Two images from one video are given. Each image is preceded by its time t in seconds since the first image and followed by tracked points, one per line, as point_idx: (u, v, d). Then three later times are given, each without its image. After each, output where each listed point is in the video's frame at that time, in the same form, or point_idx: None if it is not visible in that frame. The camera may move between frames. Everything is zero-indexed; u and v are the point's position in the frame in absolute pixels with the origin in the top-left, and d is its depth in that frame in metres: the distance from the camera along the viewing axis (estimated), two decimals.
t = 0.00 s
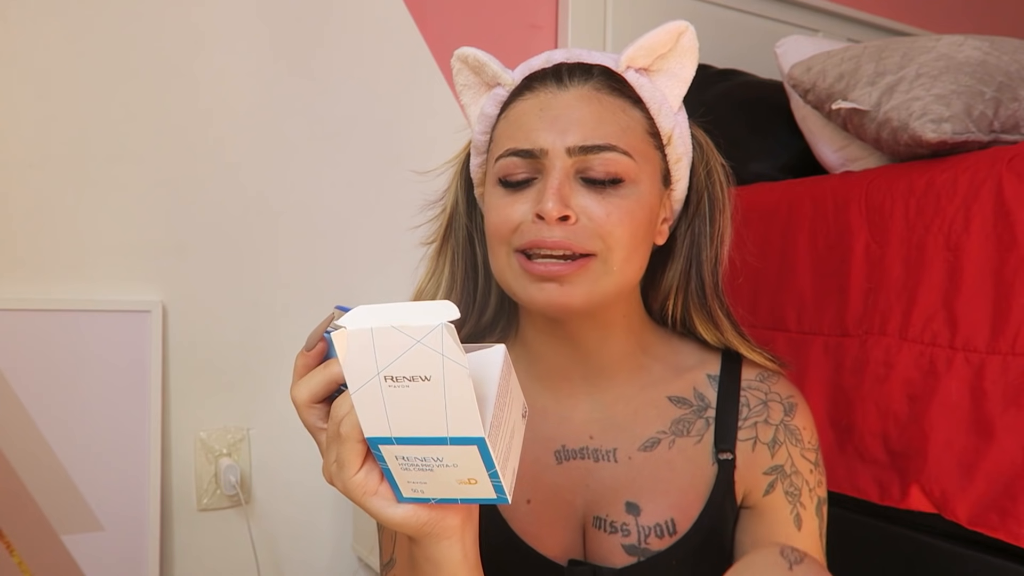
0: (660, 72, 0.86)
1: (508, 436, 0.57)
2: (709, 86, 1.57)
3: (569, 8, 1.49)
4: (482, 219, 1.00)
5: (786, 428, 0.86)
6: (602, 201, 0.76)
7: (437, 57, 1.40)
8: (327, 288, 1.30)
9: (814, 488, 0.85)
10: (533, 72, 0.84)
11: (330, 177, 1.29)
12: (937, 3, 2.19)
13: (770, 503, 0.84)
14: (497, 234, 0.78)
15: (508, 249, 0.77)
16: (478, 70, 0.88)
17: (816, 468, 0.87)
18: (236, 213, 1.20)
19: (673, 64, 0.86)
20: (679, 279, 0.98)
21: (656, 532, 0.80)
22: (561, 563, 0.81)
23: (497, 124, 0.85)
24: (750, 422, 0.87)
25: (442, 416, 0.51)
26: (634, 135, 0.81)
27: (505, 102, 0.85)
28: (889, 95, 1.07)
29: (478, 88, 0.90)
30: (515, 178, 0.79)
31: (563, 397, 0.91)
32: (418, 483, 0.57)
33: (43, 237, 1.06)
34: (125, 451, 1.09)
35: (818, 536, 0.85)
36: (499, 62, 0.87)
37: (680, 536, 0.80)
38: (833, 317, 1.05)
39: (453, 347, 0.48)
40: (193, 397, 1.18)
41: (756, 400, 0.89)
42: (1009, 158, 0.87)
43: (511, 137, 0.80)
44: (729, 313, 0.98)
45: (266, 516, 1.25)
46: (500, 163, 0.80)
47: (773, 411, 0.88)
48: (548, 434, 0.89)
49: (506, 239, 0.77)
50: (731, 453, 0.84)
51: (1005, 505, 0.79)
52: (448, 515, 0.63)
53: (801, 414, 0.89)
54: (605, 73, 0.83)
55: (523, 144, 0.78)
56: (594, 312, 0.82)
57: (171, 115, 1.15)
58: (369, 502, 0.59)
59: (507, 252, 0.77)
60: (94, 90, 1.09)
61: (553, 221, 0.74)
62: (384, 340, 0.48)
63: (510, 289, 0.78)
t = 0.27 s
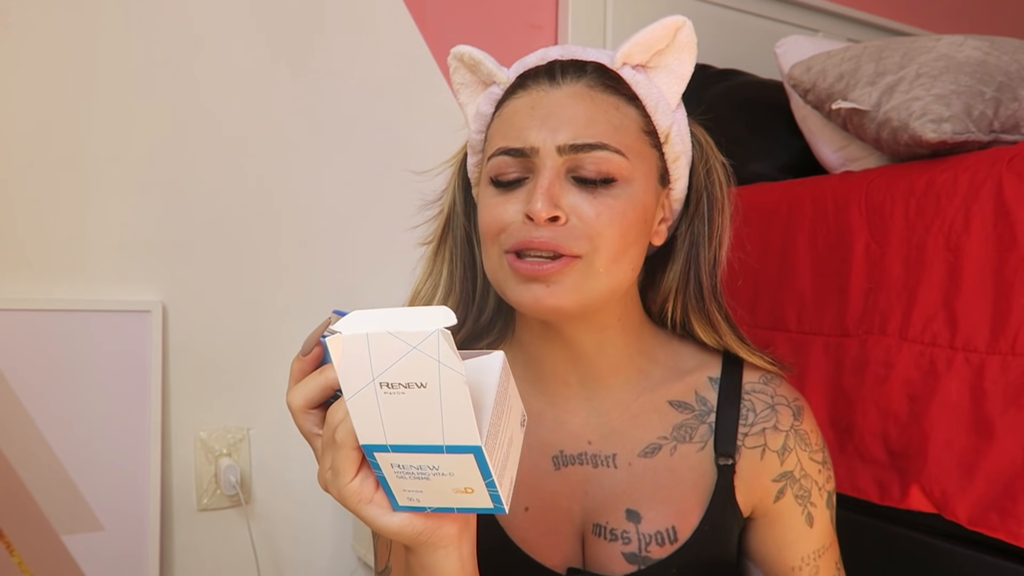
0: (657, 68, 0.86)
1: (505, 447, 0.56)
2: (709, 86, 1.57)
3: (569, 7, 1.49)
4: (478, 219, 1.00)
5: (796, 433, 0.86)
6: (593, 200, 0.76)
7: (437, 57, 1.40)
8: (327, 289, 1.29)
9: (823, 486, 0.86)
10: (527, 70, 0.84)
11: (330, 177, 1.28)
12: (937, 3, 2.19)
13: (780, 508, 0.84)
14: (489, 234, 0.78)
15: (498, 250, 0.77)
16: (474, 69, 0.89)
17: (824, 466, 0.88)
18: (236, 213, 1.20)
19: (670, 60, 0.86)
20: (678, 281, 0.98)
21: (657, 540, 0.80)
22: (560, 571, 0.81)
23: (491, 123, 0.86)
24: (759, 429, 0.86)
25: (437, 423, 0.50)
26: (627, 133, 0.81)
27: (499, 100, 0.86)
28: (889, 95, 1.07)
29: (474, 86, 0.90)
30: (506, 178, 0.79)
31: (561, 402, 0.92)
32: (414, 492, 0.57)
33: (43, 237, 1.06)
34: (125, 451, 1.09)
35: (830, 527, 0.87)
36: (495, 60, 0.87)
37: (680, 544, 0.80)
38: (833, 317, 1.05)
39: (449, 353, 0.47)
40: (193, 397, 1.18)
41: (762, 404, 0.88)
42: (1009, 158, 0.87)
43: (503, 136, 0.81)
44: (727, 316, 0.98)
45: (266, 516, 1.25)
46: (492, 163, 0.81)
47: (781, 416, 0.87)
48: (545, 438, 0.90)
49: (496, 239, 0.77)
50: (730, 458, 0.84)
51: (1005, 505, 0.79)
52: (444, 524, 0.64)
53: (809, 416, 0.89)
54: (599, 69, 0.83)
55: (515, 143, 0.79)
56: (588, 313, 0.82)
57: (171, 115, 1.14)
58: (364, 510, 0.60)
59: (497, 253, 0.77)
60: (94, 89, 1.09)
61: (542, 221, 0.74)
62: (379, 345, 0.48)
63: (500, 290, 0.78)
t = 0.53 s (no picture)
0: (661, 68, 0.86)
1: (521, 455, 0.56)
2: (709, 86, 1.57)
3: (569, 7, 1.49)
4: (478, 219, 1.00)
5: (799, 429, 0.87)
6: (598, 210, 0.76)
7: (437, 57, 1.40)
8: (327, 289, 1.29)
9: (823, 482, 0.86)
10: (527, 71, 0.84)
11: (330, 177, 1.28)
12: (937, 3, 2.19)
13: (782, 505, 0.84)
14: (493, 242, 0.78)
15: (504, 261, 0.77)
16: (471, 67, 0.88)
17: (825, 462, 0.88)
18: (236, 213, 1.20)
19: (674, 59, 0.85)
20: (682, 281, 0.98)
21: (664, 539, 0.81)
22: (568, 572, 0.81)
23: (490, 126, 0.86)
24: (762, 424, 0.87)
25: (455, 434, 0.50)
26: (631, 138, 0.80)
27: (499, 101, 0.85)
28: (889, 95, 1.07)
29: (473, 85, 0.90)
30: (509, 185, 0.79)
31: (563, 403, 0.92)
32: (430, 503, 0.57)
33: (43, 237, 1.06)
34: (126, 451, 1.09)
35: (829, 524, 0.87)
36: (492, 59, 0.86)
37: (687, 542, 0.81)
38: (833, 317, 1.05)
39: (469, 367, 0.48)
40: (193, 397, 1.18)
41: (766, 401, 0.89)
42: (1009, 158, 0.87)
43: (506, 141, 0.80)
44: (732, 317, 0.98)
45: (266, 516, 1.25)
46: (495, 169, 0.81)
47: (784, 412, 0.87)
48: (549, 442, 0.90)
49: (501, 249, 0.77)
50: (733, 455, 0.84)
51: (1005, 505, 0.79)
52: (459, 533, 0.64)
53: (811, 411, 0.89)
54: (601, 71, 0.82)
55: (518, 150, 0.78)
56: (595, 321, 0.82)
57: (171, 115, 1.14)
58: (378, 522, 0.60)
59: (503, 263, 0.77)
60: (94, 89, 1.09)
61: (548, 233, 0.74)
62: (396, 358, 0.48)
63: (507, 301, 0.78)
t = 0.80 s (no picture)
0: (662, 68, 0.86)
1: (530, 456, 0.56)
2: (709, 86, 1.58)
3: (569, 7, 1.49)
4: (480, 219, 1.00)
5: (799, 427, 0.87)
6: (602, 213, 0.76)
7: (437, 57, 1.39)
8: (326, 290, 1.29)
9: (825, 480, 0.86)
10: (529, 72, 0.84)
11: (330, 177, 1.28)
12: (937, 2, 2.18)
13: (783, 503, 0.84)
14: (496, 246, 0.78)
15: (508, 264, 0.77)
16: (471, 68, 0.88)
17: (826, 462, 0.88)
18: (236, 213, 1.20)
19: (675, 59, 0.86)
20: (684, 280, 0.97)
21: (666, 537, 0.81)
22: (569, 569, 0.82)
23: (492, 127, 0.86)
24: (762, 423, 0.87)
25: (465, 435, 0.50)
26: (634, 141, 0.81)
27: (501, 102, 0.85)
28: (889, 95, 1.07)
29: (473, 86, 0.90)
30: (512, 188, 0.79)
31: (565, 402, 0.91)
32: (439, 505, 0.57)
33: (43, 237, 1.06)
34: (125, 451, 1.09)
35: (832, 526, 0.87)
36: (493, 60, 0.86)
37: (689, 540, 0.81)
38: (833, 317, 1.05)
39: (479, 368, 0.47)
40: (193, 397, 1.18)
41: (765, 399, 0.89)
42: (1009, 158, 0.87)
43: (507, 144, 0.80)
44: (733, 316, 0.98)
45: (266, 516, 1.25)
46: (497, 172, 0.80)
47: (785, 410, 0.87)
48: (552, 442, 0.90)
49: (505, 253, 0.77)
50: (734, 453, 0.84)
51: (1005, 505, 0.79)
52: (469, 535, 0.64)
53: (811, 409, 0.89)
54: (604, 73, 0.82)
55: (520, 154, 0.78)
56: (599, 323, 0.82)
57: (171, 115, 1.14)
58: (388, 523, 0.60)
59: (506, 266, 0.77)
60: (93, 89, 1.09)
61: (553, 236, 0.73)
62: (406, 361, 0.48)
63: (510, 304, 0.78)
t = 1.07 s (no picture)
0: (660, 67, 0.86)
1: (536, 452, 0.56)
2: (709, 86, 1.58)
3: (569, 7, 1.49)
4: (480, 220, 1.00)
5: (799, 428, 0.87)
6: (600, 211, 0.76)
7: (436, 57, 1.39)
8: (326, 289, 1.29)
9: (824, 482, 0.86)
10: (527, 72, 0.84)
11: (330, 177, 1.28)
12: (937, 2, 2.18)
13: (783, 503, 0.84)
14: (495, 245, 0.78)
15: (506, 262, 0.77)
16: (470, 69, 0.88)
17: (826, 462, 0.88)
18: (236, 213, 1.20)
19: (673, 58, 0.86)
20: (683, 279, 0.98)
21: (666, 538, 0.81)
22: (569, 570, 0.82)
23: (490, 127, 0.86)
24: (762, 424, 0.87)
25: (474, 432, 0.50)
26: (632, 139, 0.81)
27: (499, 102, 0.86)
28: (889, 95, 1.07)
29: (472, 86, 0.90)
30: (511, 186, 0.79)
31: (565, 401, 0.92)
32: (445, 501, 0.57)
33: (43, 237, 1.06)
34: (126, 451, 1.09)
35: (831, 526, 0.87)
36: (492, 60, 0.86)
37: (689, 540, 0.81)
38: (833, 317, 1.05)
39: (491, 365, 0.48)
40: (193, 397, 1.18)
41: (766, 400, 0.89)
42: (1009, 158, 0.87)
43: (506, 143, 0.80)
44: (734, 315, 0.98)
45: (266, 516, 1.25)
46: (495, 170, 0.81)
47: (784, 410, 0.87)
48: (552, 441, 0.90)
49: (503, 251, 0.77)
50: (734, 453, 0.84)
51: (1005, 505, 0.79)
52: (473, 532, 0.64)
53: (811, 410, 0.89)
54: (602, 72, 0.83)
55: (519, 152, 0.78)
56: (597, 322, 0.82)
57: (171, 115, 1.15)
58: (394, 520, 0.60)
59: (505, 264, 0.77)
60: (93, 89, 1.09)
61: (551, 234, 0.73)
62: (417, 356, 0.48)
63: (509, 302, 0.78)
